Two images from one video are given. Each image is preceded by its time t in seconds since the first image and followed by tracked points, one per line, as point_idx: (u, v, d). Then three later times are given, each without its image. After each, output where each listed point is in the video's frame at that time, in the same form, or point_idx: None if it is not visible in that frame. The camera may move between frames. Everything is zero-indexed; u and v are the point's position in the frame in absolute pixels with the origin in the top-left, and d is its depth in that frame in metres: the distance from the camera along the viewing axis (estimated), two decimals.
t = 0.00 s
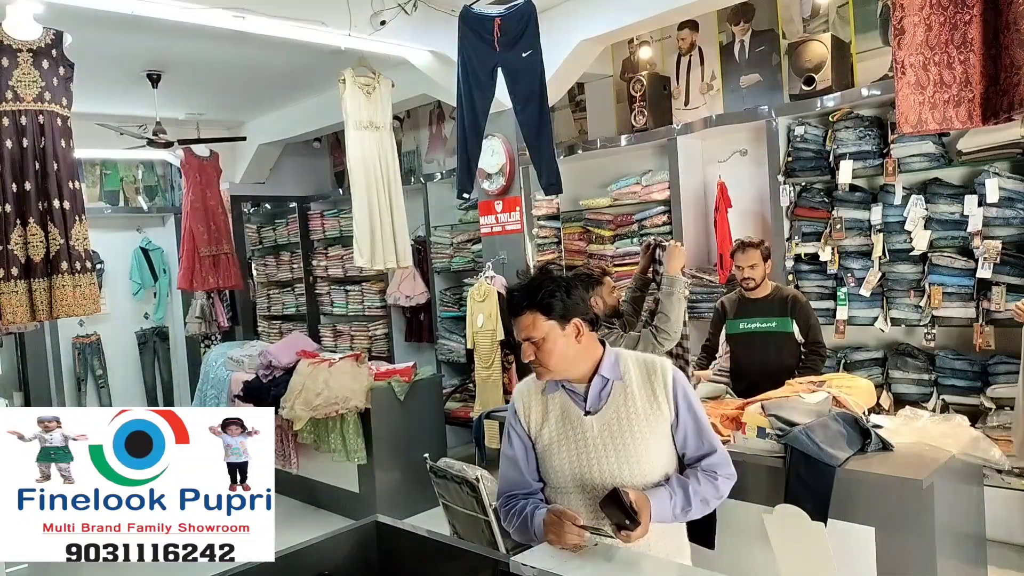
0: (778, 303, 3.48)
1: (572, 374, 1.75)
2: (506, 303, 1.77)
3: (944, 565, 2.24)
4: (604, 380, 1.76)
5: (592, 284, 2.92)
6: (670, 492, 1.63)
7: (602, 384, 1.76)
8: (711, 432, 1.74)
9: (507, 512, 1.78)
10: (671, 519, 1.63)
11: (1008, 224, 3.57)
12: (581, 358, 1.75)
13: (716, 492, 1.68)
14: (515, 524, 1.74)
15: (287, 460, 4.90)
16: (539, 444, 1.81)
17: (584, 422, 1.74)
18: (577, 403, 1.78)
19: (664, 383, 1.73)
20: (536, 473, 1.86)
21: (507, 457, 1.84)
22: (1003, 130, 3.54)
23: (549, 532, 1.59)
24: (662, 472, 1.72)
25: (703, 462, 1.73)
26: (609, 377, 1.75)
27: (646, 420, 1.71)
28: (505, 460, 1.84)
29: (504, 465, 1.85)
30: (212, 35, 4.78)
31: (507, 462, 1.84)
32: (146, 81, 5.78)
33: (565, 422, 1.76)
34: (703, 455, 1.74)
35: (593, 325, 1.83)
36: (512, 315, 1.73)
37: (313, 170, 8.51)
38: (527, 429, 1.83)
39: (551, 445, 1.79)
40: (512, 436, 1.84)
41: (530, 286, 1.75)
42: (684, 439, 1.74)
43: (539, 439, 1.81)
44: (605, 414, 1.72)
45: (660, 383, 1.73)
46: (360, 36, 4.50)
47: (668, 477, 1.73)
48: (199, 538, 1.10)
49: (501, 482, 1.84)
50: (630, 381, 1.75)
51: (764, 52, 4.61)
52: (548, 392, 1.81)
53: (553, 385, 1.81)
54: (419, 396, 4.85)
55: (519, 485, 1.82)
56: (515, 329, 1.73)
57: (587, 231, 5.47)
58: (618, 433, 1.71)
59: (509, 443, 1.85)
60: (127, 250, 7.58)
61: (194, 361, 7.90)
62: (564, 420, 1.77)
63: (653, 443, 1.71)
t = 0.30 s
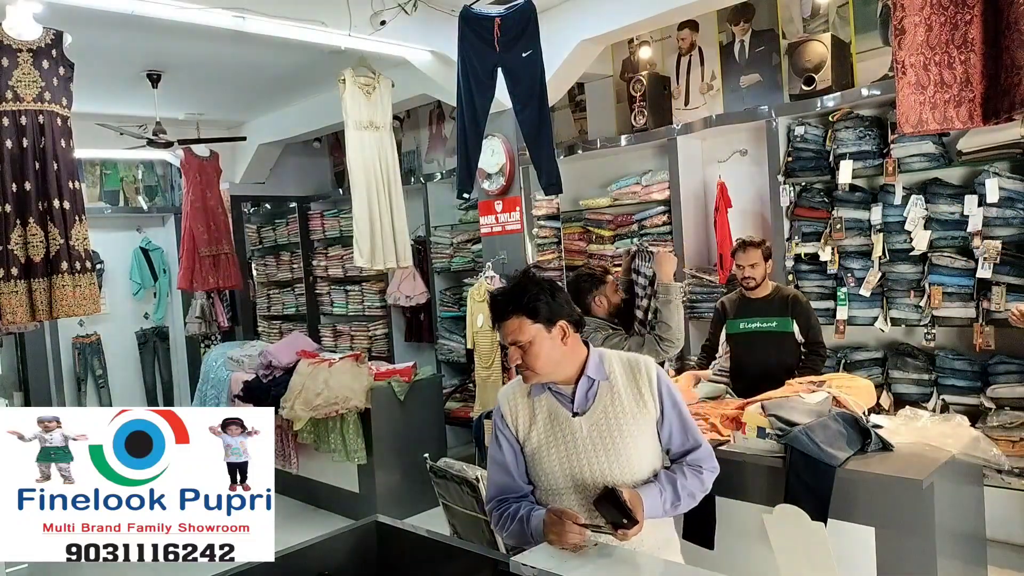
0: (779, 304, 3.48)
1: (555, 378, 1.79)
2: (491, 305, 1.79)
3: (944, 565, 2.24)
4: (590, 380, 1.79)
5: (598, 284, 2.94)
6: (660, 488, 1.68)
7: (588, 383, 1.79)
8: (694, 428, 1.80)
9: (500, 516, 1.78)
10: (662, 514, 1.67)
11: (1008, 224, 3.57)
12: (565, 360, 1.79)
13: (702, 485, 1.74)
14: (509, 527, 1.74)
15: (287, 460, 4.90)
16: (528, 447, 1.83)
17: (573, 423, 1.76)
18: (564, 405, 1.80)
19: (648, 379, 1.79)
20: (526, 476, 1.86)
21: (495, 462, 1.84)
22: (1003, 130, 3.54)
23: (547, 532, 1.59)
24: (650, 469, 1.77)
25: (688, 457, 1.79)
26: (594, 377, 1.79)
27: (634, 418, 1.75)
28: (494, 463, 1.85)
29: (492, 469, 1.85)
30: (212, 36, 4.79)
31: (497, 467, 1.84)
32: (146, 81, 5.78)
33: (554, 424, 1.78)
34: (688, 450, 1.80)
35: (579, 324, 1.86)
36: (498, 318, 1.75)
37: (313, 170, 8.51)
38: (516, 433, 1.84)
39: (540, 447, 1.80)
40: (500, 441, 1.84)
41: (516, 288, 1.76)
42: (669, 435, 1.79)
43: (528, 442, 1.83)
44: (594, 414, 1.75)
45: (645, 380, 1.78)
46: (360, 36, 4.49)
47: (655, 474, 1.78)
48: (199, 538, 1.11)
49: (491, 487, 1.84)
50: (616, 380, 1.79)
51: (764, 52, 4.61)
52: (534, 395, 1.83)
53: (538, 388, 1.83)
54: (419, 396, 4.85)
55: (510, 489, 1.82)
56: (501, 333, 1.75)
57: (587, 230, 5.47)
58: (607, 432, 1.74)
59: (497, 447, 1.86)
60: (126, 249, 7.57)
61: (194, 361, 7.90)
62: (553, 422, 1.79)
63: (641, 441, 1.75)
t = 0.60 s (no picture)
0: (781, 304, 3.47)
1: (549, 379, 1.80)
2: (484, 307, 1.79)
3: (944, 565, 2.24)
4: (582, 381, 1.81)
5: (604, 284, 2.95)
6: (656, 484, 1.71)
7: (580, 383, 1.80)
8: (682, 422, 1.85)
9: (496, 519, 1.76)
10: (657, 509, 1.71)
11: (1008, 224, 3.57)
12: (558, 360, 1.80)
13: (692, 478, 1.79)
14: (506, 530, 1.72)
15: (287, 459, 4.90)
16: (521, 448, 1.82)
17: (567, 423, 1.77)
18: (556, 405, 1.81)
19: (637, 376, 1.83)
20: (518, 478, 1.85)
21: (488, 464, 1.83)
22: (1004, 130, 3.54)
23: (547, 533, 1.58)
24: (642, 465, 1.80)
25: (677, 451, 1.84)
26: (587, 376, 1.80)
27: (626, 416, 1.78)
28: (486, 467, 1.83)
29: (485, 472, 1.84)
30: (212, 35, 4.78)
31: (489, 469, 1.83)
32: (146, 80, 5.78)
33: (548, 425, 1.78)
34: (676, 444, 1.84)
35: (569, 324, 1.88)
36: (492, 320, 1.76)
37: (313, 170, 8.51)
38: (508, 436, 1.82)
39: (534, 448, 1.80)
40: (492, 444, 1.83)
41: (510, 289, 1.77)
42: (659, 430, 1.84)
43: (521, 444, 1.82)
44: (588, 413, 1.77)
45: (635, 377, 1.82)
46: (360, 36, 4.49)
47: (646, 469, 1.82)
48: (199, 538, 1.11)
49: (484, 490, 1.82)
50: (607, 379, 1.81)
51: (764, 52, 4.61)
52: (526, 396, 1.83)
53: (530, 389, 1.83)
54: (420, 396, 4.85)
55: (504, 492, 1.81)
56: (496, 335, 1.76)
57: (587, 230, 5.48)
58: (601, 431, 1.76)
59: (489, 450, 1.84)
60: (126, 249, 7.57)
61: (194, 360, 7.89)
62: (546, 422, 1.79)
63: (634, 438, 1.78)
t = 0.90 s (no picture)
0: (786, 303, 3.47)
1: (551, 376, 1.81)
2: (489, 302, 1.81)
3: (944, 565, 2.23)
4: (583, 376, 1.83)
5: (604, 284, 2.93)
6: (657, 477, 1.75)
7: (582, 379, 1.82)
8: (676, 418, 1.91)
9: (497, 516, 1.75)
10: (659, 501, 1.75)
11: (1008, 224, 3.57)
12: (561, 356, 1.82)
13: (688, 471, 1.84)
14: (508, 528, 1.71)
15: (287, 459, 4.90)
16: (523, 445, 1.82)
17: (570, 418, 1.78)
18: (558, 401, 1.82)
19: (636, 372, 1.87)
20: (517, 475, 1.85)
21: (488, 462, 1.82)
22: (1004, 130, 3.54)
23: (546, 532, 1.58)
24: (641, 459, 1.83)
25: (672, 445, 1.88)
26: (587, 373, 1.82)
27: (626, 411, 1.81)
28: (486, 464, 1.83)
29: (484, 470, 1.83)
30: (213, 35, 4.79)
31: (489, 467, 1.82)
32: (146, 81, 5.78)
33: (550, 421, 1.79)
34: (670, 439, 1.89)
35: (570, 322, 1.91)
36: (498, 316, 1.77)
37: (313, 170, 8.51)
38: (509, 433, 1.82)
39: (537, 445, 1.80)
40: (492, 441, 1.82)
41: (515, 285, 1.79)
42: (655, 425, 1.88)
43: (522, 441, 1.82)
44: (591, 409, 1.79)
45: (633, 373, 1.86)
46: (360, 36, 4.49)
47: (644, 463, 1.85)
48: (199, 538, 1.11)
49: (484, 488, 1.82)
50: (607, 375, 1.84)
51: (763, 52, 4.61)
52: (527, 394, 1.83)
53: (531, 386, 1.83)
54: (419, 396, 4.85)
55: (503, 489, 1.80)
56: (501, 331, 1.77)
57: (587, 230, 5.49)
58: (604, 426, 1.78)
59: (489, 448, 1.83)
60: (126, 249, 7.57)
61: (194, 360, 7.89)
62: (549, 418, 1.80)
63: (633, 433, 1.82)
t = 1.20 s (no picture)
0: (787, 303, 3.47)
1: (561, 370, 1.82)
2: (504, 294, 1.81)
3: (945, 565, 2.23)
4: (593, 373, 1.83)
5: (594, 285, 2.95)
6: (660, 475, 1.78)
7: (591, 376, 1.81)
8: (676, 417, 1.94)
9: (495, 505, 1.78)
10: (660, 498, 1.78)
11: (1008, 224, 3.57)
12: (573, 353, 1.82)
13: (684, 469, 1.88)
14: (507, 517, 1.74)
15: (287, 459, 4.91)
16: (529, 438, 1.82)
17: (579, 414, 1.79)
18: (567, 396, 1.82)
19: (642, 371, 1.88)
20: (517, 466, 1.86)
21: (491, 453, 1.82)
22: (1004, 130, 3.54)
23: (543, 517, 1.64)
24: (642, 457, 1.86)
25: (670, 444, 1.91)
26: (597, 369, 1.82)
27: (633, 409, 1.83)
28: (489, 453, 1.83)
29: (485, 457, 1.84)
30: (212, 35, 4.79)
31: (492, 457, 1.82)
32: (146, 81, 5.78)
33: (556, 415, 1.80)
34: (669, 437, 1.92)
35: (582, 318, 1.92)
36: (514, 308, 1.77)
37: (313, 170, 8.51)
38: (513, 423, 1.83)
39: (543, 438, 1.81)
40: (497, 430, 1.82)
41: (531, 277, 1.79)
42: (656, 424, 1.90)
43: (526, 432, 1.83)
44: (600, 406, 1.79)
45: (640, 372, 1.88)
46: (360, 36, 4.49)
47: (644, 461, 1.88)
48: (199, 538, 1.11)
49: (484, 475, 1.84)
50: (615, 373, 1.85)
51: (763, 52, 4.61)
52: (536, 386, 1.83)
53: (541, 379, 1.83)
54: (420, 396, 4.85)
55: (503, 478, 1.82)
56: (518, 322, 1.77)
57: (587, 230, 5.49)
58: (611, 423, 1.79)
59: (494, 438, 1.83)
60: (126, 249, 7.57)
61: (194, 360, 7.90)
62: (557, 413, 1.80)
63: (637, 431, 1.84)
